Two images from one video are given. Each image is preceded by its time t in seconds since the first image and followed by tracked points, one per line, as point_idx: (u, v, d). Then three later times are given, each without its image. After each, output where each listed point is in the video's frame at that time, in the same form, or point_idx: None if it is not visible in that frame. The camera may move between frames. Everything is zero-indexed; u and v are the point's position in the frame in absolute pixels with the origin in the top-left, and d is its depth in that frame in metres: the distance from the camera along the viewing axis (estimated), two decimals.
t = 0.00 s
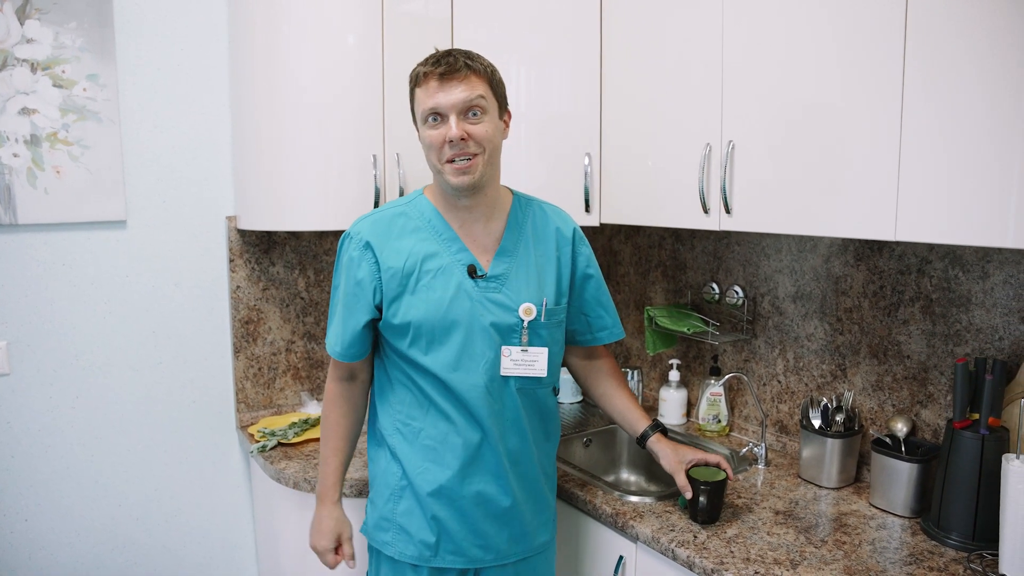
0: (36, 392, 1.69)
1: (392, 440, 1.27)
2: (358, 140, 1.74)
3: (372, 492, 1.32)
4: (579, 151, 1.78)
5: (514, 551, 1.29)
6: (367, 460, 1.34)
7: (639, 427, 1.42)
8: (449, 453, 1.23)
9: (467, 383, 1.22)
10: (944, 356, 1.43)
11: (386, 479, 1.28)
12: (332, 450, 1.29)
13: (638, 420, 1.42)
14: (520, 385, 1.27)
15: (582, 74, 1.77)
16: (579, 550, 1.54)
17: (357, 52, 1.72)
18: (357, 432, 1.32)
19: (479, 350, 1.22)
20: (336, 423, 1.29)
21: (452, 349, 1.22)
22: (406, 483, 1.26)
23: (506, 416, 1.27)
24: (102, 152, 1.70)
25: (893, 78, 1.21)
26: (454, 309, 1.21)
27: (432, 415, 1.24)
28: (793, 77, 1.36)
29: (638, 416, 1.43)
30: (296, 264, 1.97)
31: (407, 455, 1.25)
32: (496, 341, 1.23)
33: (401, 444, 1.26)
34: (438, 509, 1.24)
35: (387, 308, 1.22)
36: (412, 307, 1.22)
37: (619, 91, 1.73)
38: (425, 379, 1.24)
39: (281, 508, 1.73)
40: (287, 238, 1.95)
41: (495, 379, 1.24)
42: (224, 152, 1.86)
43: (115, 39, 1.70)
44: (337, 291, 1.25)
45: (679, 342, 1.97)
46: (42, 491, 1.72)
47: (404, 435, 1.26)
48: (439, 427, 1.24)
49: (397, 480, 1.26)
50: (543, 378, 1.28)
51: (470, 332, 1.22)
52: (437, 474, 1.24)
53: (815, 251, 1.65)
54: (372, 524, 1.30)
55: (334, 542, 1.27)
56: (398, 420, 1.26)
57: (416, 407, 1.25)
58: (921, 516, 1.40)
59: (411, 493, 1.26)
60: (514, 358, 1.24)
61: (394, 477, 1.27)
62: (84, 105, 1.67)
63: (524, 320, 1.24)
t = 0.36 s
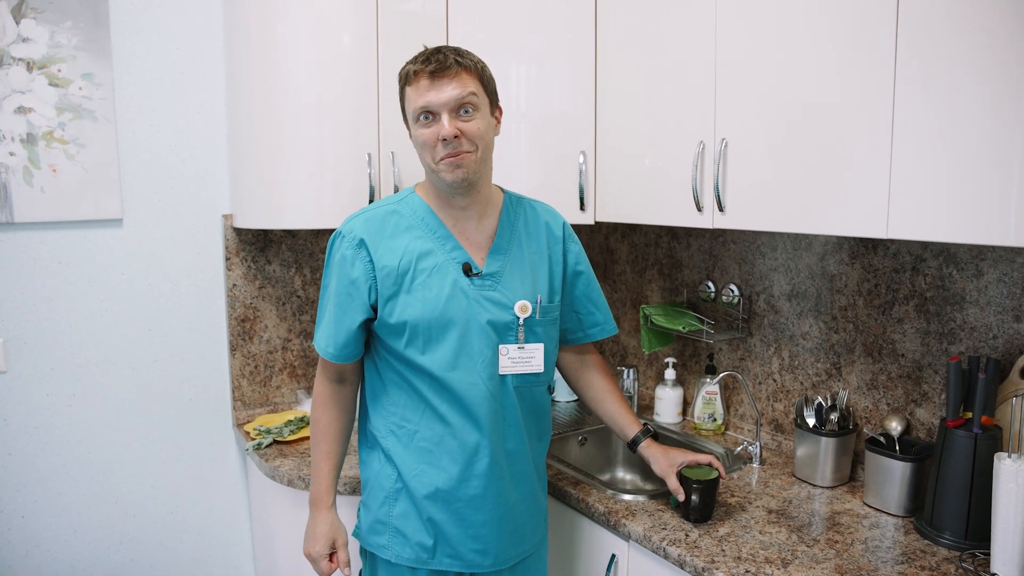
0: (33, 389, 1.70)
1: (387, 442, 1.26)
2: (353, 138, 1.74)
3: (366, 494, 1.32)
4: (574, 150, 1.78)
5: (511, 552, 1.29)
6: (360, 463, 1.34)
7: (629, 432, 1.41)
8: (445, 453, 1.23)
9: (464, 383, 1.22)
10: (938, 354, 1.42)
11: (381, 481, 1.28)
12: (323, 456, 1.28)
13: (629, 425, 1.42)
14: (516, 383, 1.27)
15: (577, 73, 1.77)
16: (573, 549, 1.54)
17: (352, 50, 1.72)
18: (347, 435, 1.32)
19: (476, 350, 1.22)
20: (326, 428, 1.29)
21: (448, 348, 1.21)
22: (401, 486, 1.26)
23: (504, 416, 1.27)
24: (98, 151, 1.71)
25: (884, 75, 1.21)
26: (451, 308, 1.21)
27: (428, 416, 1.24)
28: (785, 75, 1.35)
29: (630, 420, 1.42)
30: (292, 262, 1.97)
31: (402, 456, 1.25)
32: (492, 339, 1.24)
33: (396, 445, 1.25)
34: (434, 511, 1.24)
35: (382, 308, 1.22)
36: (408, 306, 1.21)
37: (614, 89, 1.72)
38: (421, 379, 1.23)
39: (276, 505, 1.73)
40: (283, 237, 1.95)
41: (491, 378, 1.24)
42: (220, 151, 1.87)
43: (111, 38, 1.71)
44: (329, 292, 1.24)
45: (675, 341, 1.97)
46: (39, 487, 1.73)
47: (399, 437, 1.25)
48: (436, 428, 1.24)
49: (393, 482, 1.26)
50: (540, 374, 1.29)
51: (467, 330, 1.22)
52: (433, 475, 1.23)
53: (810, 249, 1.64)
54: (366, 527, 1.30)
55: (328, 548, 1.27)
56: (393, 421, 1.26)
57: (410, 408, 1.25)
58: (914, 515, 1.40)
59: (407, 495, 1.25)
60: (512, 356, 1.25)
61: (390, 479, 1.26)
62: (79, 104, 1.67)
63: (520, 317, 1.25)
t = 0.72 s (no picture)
0: (29, 389, 1.71)
1: (378, 446, 1.26)
2: (347, 138, 1.74)
3: (356, 498, 1.31)
4: (568, 150, 1.78)
5: (500, 558, 1.29)
6: (351, 465, 1.33)
7: (621, 434, 1.41)
8: (437, 459, 1.23)
9: (457, 388, 1.21)
10: (933, 355, 1.41)
11: (371, 485, 1.27)
12: (310, 458, 1.29)
13: (621, 426, 1.42)
14: (509, 389, 1.27)
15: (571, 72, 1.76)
16: (566, 551, 1.53)
17: (346, 50, 1.72)
18: (336, 437, 1.32)
19: (469, 355, 1.22)
20: (315, 431, 1.29)
21: (441, 354, 1.21)
22: (391, 490, 1.25)
23: (497, 422, 1.26)
24: (93, 151, 1.71)
25: (877, 73, 1.20)
26: (445, 313, 1.20)
27: (420, 421, 1.23)
28: (778, 74, 1.35)
29: (621, 421, 1.43)
30: (288, 262, 1.97)
31: (393, 461, 1.24)
32: (486, 346, 1.23)
33: (387, 450, 1.25)
34: (423, 517, 1.23)
35: (376, 312, 1.21)
36: (402, 311, 1.20)
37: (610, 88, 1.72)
38: (414, 384, 1.23)
39: (270, 505, 1.73)
40: (279, 237, 1.95)
41: (485, 384, 1.23)
42: (215, 151, 1.87)
43: (106, 38, 1.71)
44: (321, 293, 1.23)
45: (671, 341, 1.96)
46: (35, 486, 1.73)
47: (390, 441, 1.25)
48: (428, 433, 1.23)
49: (383, 486, 1.26)
50: (533, 380, 1.29)
51: (461, 336, 1.21)
52: (423, 481, 1.23)
53: (805, 249, 1.64)
54: (355, 530, 1.29)
55: (314, 551, 1.28)
56: (385, 426, 1.25)
57: (403, 413, 1.24)
58: (909, 518, 1.39)
59: (396, 499, 1.25)
60: (505, 362, 1.25)
61: (380, 483, 1.26)
62: (74, 105, 1.68)
63: (514, 323, 1.25)
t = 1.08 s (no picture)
0: (31, 392, 1.71)
1: (380, 453, 1.25)
2: (349, 141, 1.73)
3: (359, 505, 1.31)
4: (572, 152, 1.76)
5: (504, 567, 1.28)
6: (354, 473, 1.32)
7: (624, 441, 1.40)
8: (439, 467, 1.21)
9: (461, 396, 1.20)
10: (941, 362, 1.39)
11: (373, 494, 1.26)
12: (314, 466, 1.28)
13: (624, 433, 1.40)
14: (513, 397, 1.26)
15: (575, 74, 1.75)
16: (569, 558, 1.52)
17: (348, 52, 1.71)
18: (339, 444, 1.32)
19: (472, 363, 1.20)
20: (318, 437, 1.28)
21: (444, 361, 1.20)
22: (394, 499, 1.24)
23: (500, 430, 1.25)
24: (95, 154, 1.71)
25: (882, 76, 1.18)
26: (448, 320, 1.19)
27: (422, 428, 1.22)
28: (783, 76, 1.33)
29: (625, 427, 1.41)
30: (291, 265, 1.96)
31: (396, 470, 1.23)
32: (490, 353, 1.22)
33: (389, 457, 1.24)
34: (426, 526, 1.22)
35: (378, 319, 1.20)
36: (404, 317, 1.19)
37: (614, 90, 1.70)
38: (417, 391, 1.22)
39: (271, 509, 1.73)
40: (282, 240, 1.95)
41: (488, 392, 1.22)
42: (218, 153, 1.86)
43: (108, 41, 1.71)
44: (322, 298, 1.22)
45: (677, 345, 1.94)
46: (37, 489, 1.73)
47: (393, 449, 1.24)
48: (431, 441, 1.22)
49: (385, 495, 1.25)
50: (537, 388, 1.28)
51: (463, 343, 1.20)
52: (426, 489, 1.21)
53: (811, 253, 1.61)
54: (357, 539, 1.29)
55: (322, 561, 1.27)
56: (387, 433, 1.24)
57: (405, 421, 1.23)
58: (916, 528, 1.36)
59: (399, 508, 1.24)
60: (509, 369, 1.24)
61: (382, 491, 1.25)
62: (76, 108, 1.68)
63: (517, 330, 1.23)
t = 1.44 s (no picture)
0: (54, 397, 1.70)
1: (410, 466, 1.22)
2: (376, 145, 1.70)
3: (388, 519, 1.28)
4: (602, 156, 1.73)
5: None
6: (383, 485, 1.30)
7: (656, 453, 1.37)
8: (470, 481, 1.18)
9: (493, 410, 1.17)
10: (986, 376, 1.34)
11: (403, 507, 1.23)
12: (340, 478, 1.25)
13: (656, 446, 1.37)
14: (547, 409, 1.22)
15: (604, 77, 1.71)
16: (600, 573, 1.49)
17: (374, 54, 1.68)
18: (366, 455, 1.29)
19: (505, 375, 1.17)
20: (343, 449, 1.25)
21: (476, 373, 1.17)
22: (424, 513, 1.21)
23: (533, 443, 1.22)
24: (118, 158, 1.69)
25: (932, 79, 1.13)
26: (480, 331, 1.16)
27: (453, 441, 1.19)
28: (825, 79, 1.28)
29: (658, 441, 1.38)
30: (314, 269, 1.94)
31: (426, 483, 1.20)
32: (523, 364, 1.19)
33: (419, 470, 1.21)
34: (457, 542, 1.19)
35: (407, 330, 1.17)
36: (435, 328, 1.16)
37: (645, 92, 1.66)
38: (447, 403, 1.19)
39: (295, 518, 1.70)
40: (305, 244, 1.92)
41: (521, 405, 1.19)
42: (241, 157, 1.84)
43: (132, 44, 1.69)
44: (351, 308, 1.19)
45: (707, 353, 1.90)
46: (61, 494, 1.72)
47: (423, 462, 1.21)
48: (462, 455, 1.19)
49: (415, 509, 1.22)
50: (571, 400, 1.24)
51: (496, 354, 1.17)
52: (457, 504, 1.18)
53: (848, 261, 1.57)
54: (387, 553, 1.26)
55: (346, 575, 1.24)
56: (417, 446, 1.22)
57: (435, 433, 1.20)
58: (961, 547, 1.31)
59: (429, 522, 1.21)
60: (542, 382, 1.20)
61: (412, 504, 1.22)
62: (99, 112, 1.66)
63: (551, 341, 1.20)
